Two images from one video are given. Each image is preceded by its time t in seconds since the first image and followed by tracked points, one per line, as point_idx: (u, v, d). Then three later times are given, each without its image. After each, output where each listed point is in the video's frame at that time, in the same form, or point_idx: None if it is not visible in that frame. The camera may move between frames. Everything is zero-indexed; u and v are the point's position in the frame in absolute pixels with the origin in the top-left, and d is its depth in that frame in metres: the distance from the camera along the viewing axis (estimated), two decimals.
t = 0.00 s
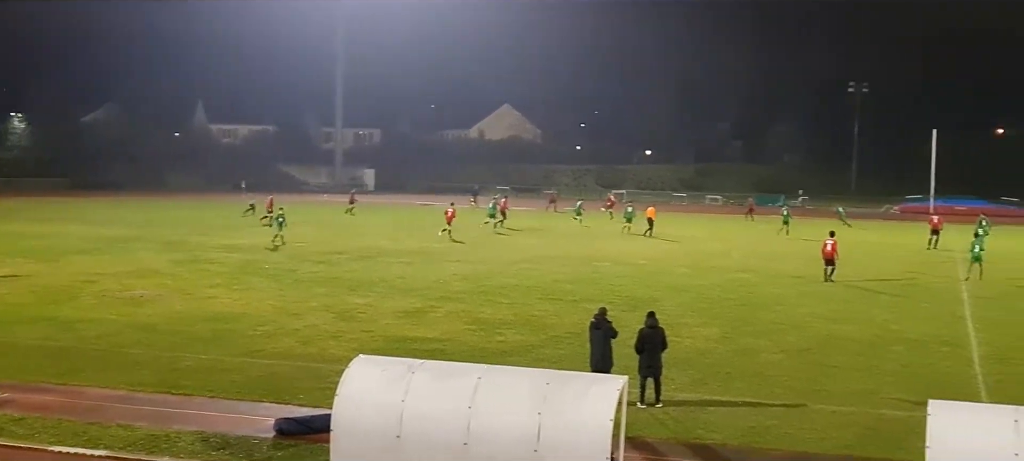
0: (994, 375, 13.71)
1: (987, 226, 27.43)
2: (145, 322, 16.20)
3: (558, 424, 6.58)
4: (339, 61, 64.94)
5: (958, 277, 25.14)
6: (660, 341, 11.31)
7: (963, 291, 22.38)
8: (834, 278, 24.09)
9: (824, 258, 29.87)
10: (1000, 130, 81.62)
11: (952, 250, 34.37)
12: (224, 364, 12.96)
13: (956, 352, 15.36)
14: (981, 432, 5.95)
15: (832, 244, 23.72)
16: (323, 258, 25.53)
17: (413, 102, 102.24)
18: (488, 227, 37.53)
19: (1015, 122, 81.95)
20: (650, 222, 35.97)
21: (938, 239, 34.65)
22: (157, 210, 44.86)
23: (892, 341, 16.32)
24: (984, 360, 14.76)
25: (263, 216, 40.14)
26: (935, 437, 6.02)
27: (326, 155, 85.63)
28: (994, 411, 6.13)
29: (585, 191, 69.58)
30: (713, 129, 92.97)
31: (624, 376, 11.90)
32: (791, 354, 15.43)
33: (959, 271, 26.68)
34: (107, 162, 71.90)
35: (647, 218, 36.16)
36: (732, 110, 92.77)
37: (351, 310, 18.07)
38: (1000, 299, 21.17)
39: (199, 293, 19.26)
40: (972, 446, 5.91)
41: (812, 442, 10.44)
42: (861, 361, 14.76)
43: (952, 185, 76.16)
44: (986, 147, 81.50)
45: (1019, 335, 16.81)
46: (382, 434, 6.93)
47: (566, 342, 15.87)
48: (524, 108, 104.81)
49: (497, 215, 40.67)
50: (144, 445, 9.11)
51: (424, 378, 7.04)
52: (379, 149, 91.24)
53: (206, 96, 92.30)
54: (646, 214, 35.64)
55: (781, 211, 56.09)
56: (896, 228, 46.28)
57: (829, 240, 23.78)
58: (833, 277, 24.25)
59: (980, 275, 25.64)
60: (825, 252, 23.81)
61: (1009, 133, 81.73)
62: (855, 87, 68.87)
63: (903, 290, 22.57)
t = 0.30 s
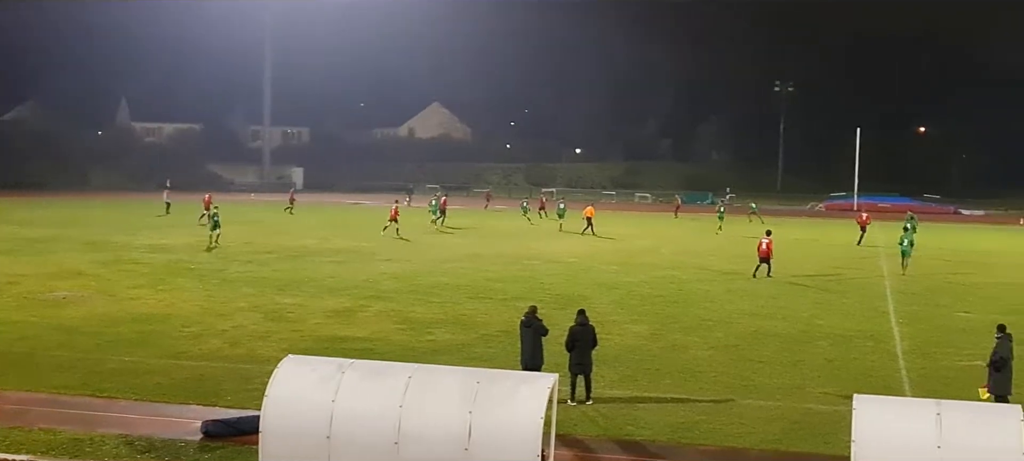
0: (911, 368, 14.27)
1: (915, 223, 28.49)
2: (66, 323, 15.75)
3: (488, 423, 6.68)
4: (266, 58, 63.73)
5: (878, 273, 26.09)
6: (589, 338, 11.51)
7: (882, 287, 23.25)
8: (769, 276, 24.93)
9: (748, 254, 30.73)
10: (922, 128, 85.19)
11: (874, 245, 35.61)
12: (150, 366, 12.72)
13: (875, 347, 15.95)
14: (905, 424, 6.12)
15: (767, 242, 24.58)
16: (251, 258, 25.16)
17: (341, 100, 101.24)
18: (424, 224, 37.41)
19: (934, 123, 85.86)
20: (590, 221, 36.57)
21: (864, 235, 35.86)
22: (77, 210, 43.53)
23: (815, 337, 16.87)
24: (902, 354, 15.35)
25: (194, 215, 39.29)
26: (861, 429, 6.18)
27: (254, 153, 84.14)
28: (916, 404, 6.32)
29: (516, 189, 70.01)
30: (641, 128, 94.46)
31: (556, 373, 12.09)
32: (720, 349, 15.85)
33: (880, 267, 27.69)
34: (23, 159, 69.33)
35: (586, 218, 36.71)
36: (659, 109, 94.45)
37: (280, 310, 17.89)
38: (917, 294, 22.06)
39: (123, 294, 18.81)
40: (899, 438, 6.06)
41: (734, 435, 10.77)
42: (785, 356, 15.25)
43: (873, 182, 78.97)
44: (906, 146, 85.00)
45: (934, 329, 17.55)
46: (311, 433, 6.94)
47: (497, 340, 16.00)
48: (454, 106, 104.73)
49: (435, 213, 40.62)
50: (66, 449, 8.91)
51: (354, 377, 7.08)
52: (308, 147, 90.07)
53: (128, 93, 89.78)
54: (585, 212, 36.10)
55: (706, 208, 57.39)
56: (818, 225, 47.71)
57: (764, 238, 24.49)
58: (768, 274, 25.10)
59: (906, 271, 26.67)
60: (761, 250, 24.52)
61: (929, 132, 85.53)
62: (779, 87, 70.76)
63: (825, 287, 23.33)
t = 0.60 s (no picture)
0: (858, 364, 14.65)
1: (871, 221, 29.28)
2: (10, 325, 15.43)
3: (442, 421, 6.72)
4: (217, 57, 62.79)
5: (827, 270, 26.69)
6: (542, 336, 11.62)
7: (832, 284, 23.81)
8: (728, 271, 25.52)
9: (698, 252, 31.20)
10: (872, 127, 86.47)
11: (826, 243, 36.37)
12: (98, 368, 12.52)
13: (824, 343, 16.33)
14: (856, 417, 6.32)
15: (726, 238, 25.17)
16: (201, 258, 24.84)
17: (293, 99, 100.35)
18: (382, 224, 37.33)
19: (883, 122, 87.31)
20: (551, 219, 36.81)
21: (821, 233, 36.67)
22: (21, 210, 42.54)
23: (766, 334, 17.22)
24: (850, 350, 15.74)
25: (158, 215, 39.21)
26: (813, 423, 6.37)
27: (204, 152, 82.94)
28: (869, 399, 6.53)
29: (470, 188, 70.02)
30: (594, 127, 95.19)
31: (510, 372, 12.20)
32: (673, 347, 16.12)
33: (833, 264, 28.35)
34: None
35: (547, 215, 36.98)
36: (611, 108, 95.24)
37: (231, 310, 17.71)
38: (866, 291, 22.63)
39: (70, 296, 18.46)
40: (847, 429, 6.27)
41: (686, 432, 10.96)
42: (737, 354, 15.55)
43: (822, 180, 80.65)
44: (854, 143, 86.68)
45: (881, 325, 18.03)
46: (264, 434, 6.94)
47: (450, 339, 16.04)
48: (408, 105, 104.41)
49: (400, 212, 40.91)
50: (13, 454, 8.79)
51: (306, 378, 7.10)
52: (259, 145, 89.08)
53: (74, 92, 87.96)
54: (547, 211, 36.32)
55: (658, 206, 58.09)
56: (767, 223, 48.54)
57: (724, 234, 25.08)
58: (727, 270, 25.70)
59: (861, 268, 27.35)
60: (721, 246, 25.10)
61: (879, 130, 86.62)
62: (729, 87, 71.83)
63: (776, 284, 23.81)
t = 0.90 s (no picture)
0: (818, 361, 14.95)
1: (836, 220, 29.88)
2: None
3: (404, 422, 6.76)
4: (176, 56, 61.95)
5: (787, 268, 27.14)
6: (504, 336, 11.69)
7: (792, 281, 24.24)
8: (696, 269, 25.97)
9: (659, 251, 31.53)
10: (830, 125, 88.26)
11: (786, 241, 36.93)
12: (55, 370, 12.36)
13: (784, 341, 16.63)
14: (814, 415, 6.37)
15: (693, 236, 25.62)
16: (160, 259, 24.53)
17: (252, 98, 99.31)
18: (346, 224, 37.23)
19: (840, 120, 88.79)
20: (520, 219, 36.94)
21: (785, 231, 37.29)
22: None
23: (727, 331, 17.50)
24: (809, 347, 16.05)
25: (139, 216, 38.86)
26: (773, 421, 6.40)
27: (162, 151, 81.73)
28: (829, 396, 6.58)
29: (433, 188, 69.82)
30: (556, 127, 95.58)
31: (473, 371, 12.27)
32: (635, 346, 16.31)
33: (794, 262, 28.84)
34: None
35: (515, 215, 37.12)
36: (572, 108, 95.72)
37: (190, 311, 17.56)
38: (825, 288, 23.06)
39: (25, 297, 18.15)
40: (806, 427, 6.32)
41: (647, 430, 11.13)
42: (697, 352, 15.79)
43: (781, 179, 81.96)
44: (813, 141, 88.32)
45: (840, 322, 18.39)
46: (224, 435, 6.94)
47: (412, 340, 16.05)
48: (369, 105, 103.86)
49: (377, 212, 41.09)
50: None
51: (267, 378, 7.11)
52: (219, 145, 88.02)
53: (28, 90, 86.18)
54: (515, 211, 36.51)
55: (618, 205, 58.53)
56: (726, 221, 49.16)
57: (691, 232, 25.49)
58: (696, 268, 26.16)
59: (824, 265, 27.87)
60: (689, 244, 25.52)
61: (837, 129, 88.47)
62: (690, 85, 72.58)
63: (736, 282, 24.15)
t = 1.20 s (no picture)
0: (790, 359, 15.17)
1: (812, 220, 30.40)
2: None
3: (377, 423, 6.80)
4: (146, 55, 61.29)
5: (758, 267, 27.45)
6: (477, 336, 11.75)
7: (765, 280, 24.53)
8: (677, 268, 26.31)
9: (632, 250, 31.72)
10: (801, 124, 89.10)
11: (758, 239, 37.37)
12: (24, 372, 12.25)
13: (757, 339, 16.84)
14: (785, 414, 6.34)
15: (673, 234, 25.99)
16: (130, 259, 24.31)
17: (223, 97, 98.49)
18: (319, 223, 37.13)
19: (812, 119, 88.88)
20: (499, 218, 37.07)
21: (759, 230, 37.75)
22: None
23: (700, 330, 17.69)
24: (781, 345, 16.27)
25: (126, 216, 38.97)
26: (746, 421, 6.35)
27: (132, 151, 80.84)
28: (802, 394, 6.53)
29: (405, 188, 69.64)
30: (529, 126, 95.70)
31: (445, 371, 12.32)
32: (608, 345, 16.43)
33: (768, 261, 29.24)
34: None
35: (494, 214, 37.20)
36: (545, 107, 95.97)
37: (161, 312, 17.45)
38: (798, 287, 23.35)
39: None
40: (776, 425, 6.29)
41: (620, 429, 11.24)
42: (670, 350, 15.95)
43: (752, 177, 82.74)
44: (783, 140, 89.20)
45: (812, 321, 18.66)
46: (195, 437, 6.95)
47: (385, 339, 16.06)
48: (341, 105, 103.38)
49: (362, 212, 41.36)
50: None
51: (239, 379, 7.12)
52: (190, 145, 87.26)
53: None
54: (494, 209, 36.64)
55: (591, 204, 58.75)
56: (697, 220, 49.53)
57: (671, 231, 25.84)
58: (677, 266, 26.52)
59: (799, 264, 28.29)
60: (669, 243, 25.86)
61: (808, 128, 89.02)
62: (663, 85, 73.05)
63: (710, 280, 24.42)
